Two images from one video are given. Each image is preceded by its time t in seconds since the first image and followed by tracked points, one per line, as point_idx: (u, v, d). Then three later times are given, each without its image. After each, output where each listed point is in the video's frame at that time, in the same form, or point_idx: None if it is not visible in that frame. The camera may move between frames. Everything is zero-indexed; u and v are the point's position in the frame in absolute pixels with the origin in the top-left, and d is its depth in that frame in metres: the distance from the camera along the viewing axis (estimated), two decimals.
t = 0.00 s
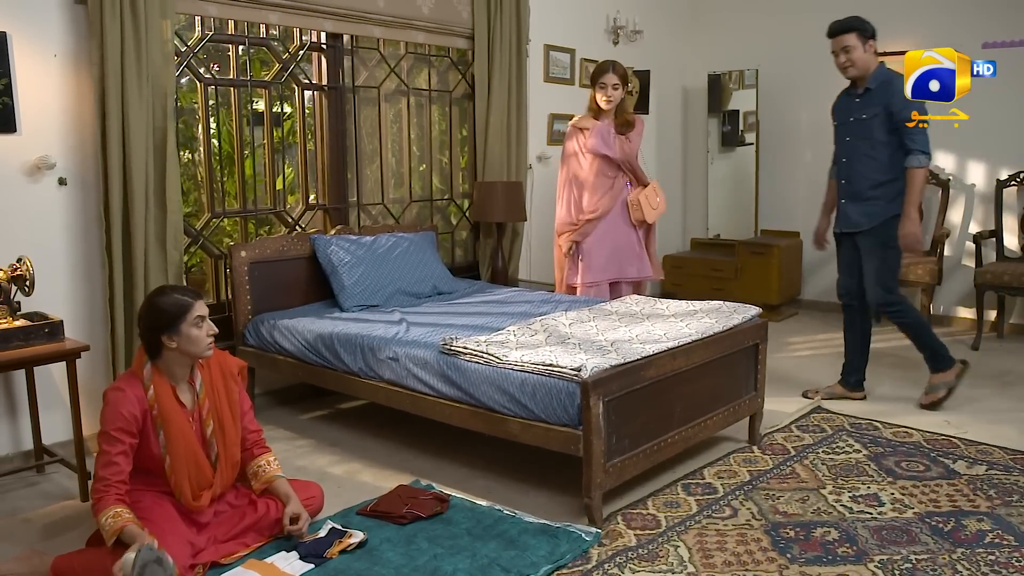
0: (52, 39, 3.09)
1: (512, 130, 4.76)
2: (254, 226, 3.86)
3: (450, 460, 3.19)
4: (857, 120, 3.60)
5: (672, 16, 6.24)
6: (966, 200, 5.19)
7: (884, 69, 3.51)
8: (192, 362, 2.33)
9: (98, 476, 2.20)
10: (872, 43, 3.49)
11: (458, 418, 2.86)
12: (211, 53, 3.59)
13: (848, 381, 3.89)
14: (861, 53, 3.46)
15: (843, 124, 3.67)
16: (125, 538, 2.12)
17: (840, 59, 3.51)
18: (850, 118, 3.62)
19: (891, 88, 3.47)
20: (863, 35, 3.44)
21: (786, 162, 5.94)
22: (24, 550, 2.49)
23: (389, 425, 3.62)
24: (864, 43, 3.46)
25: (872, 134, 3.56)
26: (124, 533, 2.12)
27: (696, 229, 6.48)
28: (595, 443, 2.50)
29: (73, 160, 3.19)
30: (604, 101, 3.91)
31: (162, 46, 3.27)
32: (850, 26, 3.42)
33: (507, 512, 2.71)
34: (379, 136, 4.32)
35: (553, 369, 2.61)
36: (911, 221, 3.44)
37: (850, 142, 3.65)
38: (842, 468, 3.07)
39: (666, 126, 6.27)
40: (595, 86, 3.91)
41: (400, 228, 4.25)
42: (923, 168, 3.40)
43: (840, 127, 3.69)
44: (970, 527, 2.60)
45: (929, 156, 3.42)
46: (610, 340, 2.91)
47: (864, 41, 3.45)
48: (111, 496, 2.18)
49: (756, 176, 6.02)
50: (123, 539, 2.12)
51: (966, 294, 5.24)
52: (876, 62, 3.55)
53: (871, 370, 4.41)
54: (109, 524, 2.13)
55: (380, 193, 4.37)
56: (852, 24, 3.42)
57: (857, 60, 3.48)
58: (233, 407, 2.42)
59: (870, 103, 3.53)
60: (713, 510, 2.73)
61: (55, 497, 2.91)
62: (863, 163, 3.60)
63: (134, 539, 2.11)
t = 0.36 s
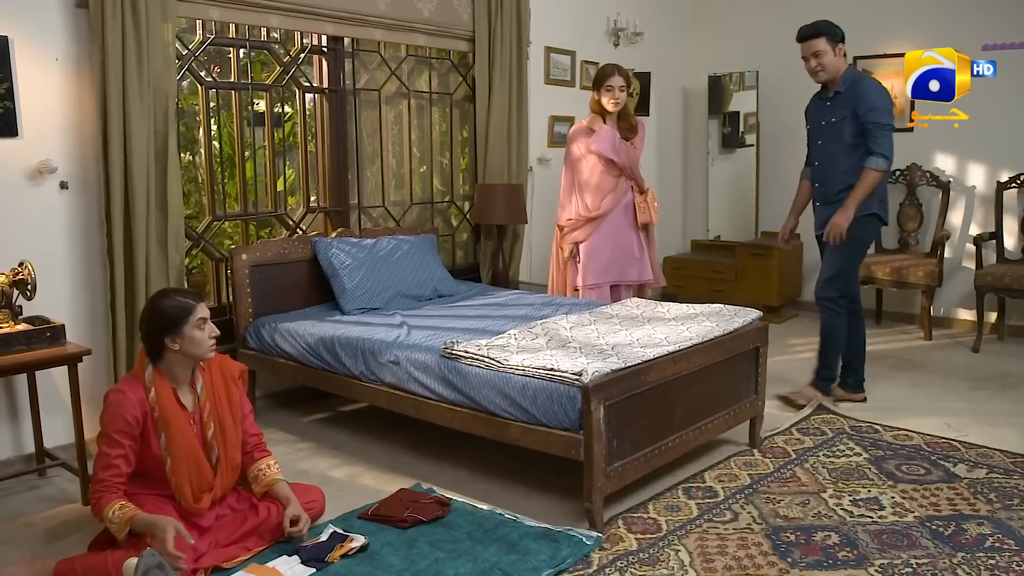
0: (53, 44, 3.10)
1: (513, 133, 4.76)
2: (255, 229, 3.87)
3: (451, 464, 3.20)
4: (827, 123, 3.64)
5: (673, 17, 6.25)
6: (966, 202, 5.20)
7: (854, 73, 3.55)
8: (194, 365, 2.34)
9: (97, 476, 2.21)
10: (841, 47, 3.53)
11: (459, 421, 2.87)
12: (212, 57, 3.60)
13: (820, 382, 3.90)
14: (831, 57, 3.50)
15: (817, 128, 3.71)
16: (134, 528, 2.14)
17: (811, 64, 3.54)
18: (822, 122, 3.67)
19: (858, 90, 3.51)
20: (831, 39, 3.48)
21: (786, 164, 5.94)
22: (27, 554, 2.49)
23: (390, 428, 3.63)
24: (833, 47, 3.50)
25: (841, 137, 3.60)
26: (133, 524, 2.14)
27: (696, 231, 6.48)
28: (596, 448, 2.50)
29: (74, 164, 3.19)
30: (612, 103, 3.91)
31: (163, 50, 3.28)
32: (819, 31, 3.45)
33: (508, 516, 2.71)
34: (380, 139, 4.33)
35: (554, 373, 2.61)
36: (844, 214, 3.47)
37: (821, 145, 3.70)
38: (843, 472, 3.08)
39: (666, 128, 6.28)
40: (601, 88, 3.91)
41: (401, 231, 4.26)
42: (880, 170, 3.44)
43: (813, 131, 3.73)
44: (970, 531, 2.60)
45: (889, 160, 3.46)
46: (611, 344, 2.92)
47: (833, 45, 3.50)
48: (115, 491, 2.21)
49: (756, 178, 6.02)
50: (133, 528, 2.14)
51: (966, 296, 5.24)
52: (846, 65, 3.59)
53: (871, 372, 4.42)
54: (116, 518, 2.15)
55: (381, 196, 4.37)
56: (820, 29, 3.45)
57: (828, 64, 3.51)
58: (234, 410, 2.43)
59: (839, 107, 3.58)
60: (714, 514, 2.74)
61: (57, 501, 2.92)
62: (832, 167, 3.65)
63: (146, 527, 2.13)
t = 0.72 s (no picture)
0: (55, 47, 3.10)
1: (514, 135, 4.77)
2: (256, 232, 3.87)
3: (452, 467, 3.20)
4: (799, 126, 3.65)
5: (673, 19, 6.25)
6: (967, 204, 5.20)
7: (833, 78, 3.54)
8: (195, 367, 2.35)
9: (98, 477, 2.21)
10: (821, 53, 3.51)
11: (460, 424, 2.87)
12: (215, 60, 3.60)
13: (790, 391, 3.79)
14: (804, 62, 3.53)
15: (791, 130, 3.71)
16: (146, 535, 2.15)
17: (789, 63, 3.61)
18: (797, 125, 3.68)
19: (832, 98, 3.50)
20: (807, 44, 3.50)
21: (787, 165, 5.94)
22: (29, 558, 2.50)
23: (391, 431, 3.63)
24: (809, 52, 3.51)
25: (809, 143, 3.62)
26: (145, 532, 2.15)
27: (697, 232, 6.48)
28: (598, 452, 2.51)
29: (75, 167, 3.19)
30: (619, 103, 3.90)
31: (165, 53, 3.28)
32: (797, 33, 3.50)
33: (510, 520, 2.71)
34: (381, 141, 4.33)
35: (556, 377, 2.62)
36: (840, 235, 3.46)
37: (792, 148, 3.71)
38: (844, 475, 3.08)
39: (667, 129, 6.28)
40: (607, 90, 3.90)
41: (403, 234, 4.26)
42: (854, 181, 3.43)
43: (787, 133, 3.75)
44: (971, 535, 2.60)
45: (861, 170, 3.45)
46: (613, 348, 2.92)
47: (810, 51, 3.51)
48: (121, 497, 2.22)
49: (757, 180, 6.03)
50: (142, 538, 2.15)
51: (967, 298, 5.24)
52: (830, 70, 3.57)
53: (872, 374, 4.42)
54: (126, 524, 2.16)
55: (382, 199, 4.38)
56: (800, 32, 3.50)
57: (802, 68, 3.55)
58: (234, 412, 2.43)
59: (814, 112, 3.58)
60: (715, 517, 2.74)
61: (59, 505, 2.92)
62: (801, 171, 3.66)
63: (156, 535, 2.15)
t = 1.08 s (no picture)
0: (58, 51, 3.11)
1: (515, 137, 4.77)
2: (258, 234, 3.87)
3: (454, 470, 3.21)
4: (783, 127, 3.65)
5: (675, 21, 6.25)
6: (968, 206, 5.21)
7: (822, 81, 3.51)
8: (196, 369, 2.35)
9: (103, 479, 2.22)
10: (807, 55, 3.49)
11: (461, 427, 2.88)
12: (217, 63, 3.61)
13: (789, 394, 3.79)
14: (790, 63, 3.52)
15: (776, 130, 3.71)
16: (152, 539, 2.16)
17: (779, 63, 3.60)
18: (781, 125, 3.67)
19: (816, 101, 3.48)
20: (793, 45, 3.48)
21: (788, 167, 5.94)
22: (32, 562, 2.50)
23: (392, 434, 3.64)
24: (794, 53, 3.50)
25: (792, 145, 3.61)
26: (151, 535, 2.16)
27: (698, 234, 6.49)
28: (599, 456, 2.51)
29: (78, 171, 3.20)
30: (621, 104, 3.88)
31: (167, 56, 3.28)
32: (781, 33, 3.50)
33: (511, 523, 2.72)
34: (383, 144, 4.34)
35: (557, 381, 2.62)
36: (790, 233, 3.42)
37: (776, 148, 3.71)
38: (845, 479, 3.08)
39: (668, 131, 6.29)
40: (610, 91, 3.87)
41: (404, 236, 4.26)
42: (822, 185, 3.38)
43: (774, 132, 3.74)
44: (972, 539, 2.60)
45: (833, 177, 3.40)
46: (614, 351, 2.92)
47: (796, 53, 3.50)
48: (127, 500, 2.22)
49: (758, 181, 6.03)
50: (148, 542, 2.15)
51: (968, 300, 5.25)
52: (820, 74, 3.53)
53: (873, 377, 4.42)
54: (133, 527, 2.16)
55: (383, 201, 4.38)
56: (786, 32, 3.49)
57: (787, 69, 3.54)
58: (235, 414, 2.44)
59: (798, 113, 3.57)
60: (716, 521, 2.75)
61: (61, 508, 2.93)
62: (782, 172, 3.66)
63: (162, 542, 2.15)
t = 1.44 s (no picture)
0: (60, 54, 3.11)
1: (517, 139, 4.77)
2: (260, 237, 3.88)
3: (455, 472, 3.21)
4: (774, 128, 3.65)
5: (677, 22, 6.26)
6: (969, 207, 5.21)
7: (812, 84, 3.52)
8: (199, 369, 2.36)
9: (111, 473, 2.21)
10: (804, 54, 3.49)
11: (463, 430, 2.88)
12: (218, 65, 3.61)
13: (790, 396, 3.80)
14: (789, 63, 3.48)
15: (764, 131, 3.72)
16: (158, 538, 2.16)
17: (770, 64, 3.54)
18: (772, 126, 3.67)
19: (809, 103, 3.48)
20: (793, 45, 3.44)
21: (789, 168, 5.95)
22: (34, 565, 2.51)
23: (394, 436, 3.64)
24: (794, 53, 3.47)
25: (784, 146, 3.62)
26: (157, 534, 2.16)
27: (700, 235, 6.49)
28: (601, 459, 2.51)
29: (80, 174, 3.21)
30: (618, 104, 3.88)
31: (169, 59, 3.28)
32: (777, 35, 3.43)
33: (513, 526, 2.72)
34: (384, 145, 4.34)
35: (558, 384, 2.63)
36: (789, 236, 3.44)
37: (765, 149, 3.71)
38: (847, 481, 3.08)
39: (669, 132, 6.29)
40: (606, 92, 3.87)
41: (406, 238, 4.26)
42: (819, 189, 3.40)
43: (762, 133, 3.75)
44: (974, 542, 2.61)
45: (830, 179, 3.42)
46: (616, 354, 2.92)
47: (794, 53, 3.47)
48: (135, 496, 2.22)
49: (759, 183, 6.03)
50: (154, 540, 2.15)
51: (969, 302, 5.25)
52: (809, 76, 3.55)
53: (874, 378, 4.42)
54: (140, 524, 2.16)
55: (385, 203, 4.39)
56: (784, 33, 3.42)
57: (786, 69, 3.50)
58: (238, 415, 2.45)
59: (789, 115, 3.57)
60: (717, 524, 2.75)
61: (63, 510, 2.93)
62: (774, 173, 3.67)
63: (167, 543, 2.15)
